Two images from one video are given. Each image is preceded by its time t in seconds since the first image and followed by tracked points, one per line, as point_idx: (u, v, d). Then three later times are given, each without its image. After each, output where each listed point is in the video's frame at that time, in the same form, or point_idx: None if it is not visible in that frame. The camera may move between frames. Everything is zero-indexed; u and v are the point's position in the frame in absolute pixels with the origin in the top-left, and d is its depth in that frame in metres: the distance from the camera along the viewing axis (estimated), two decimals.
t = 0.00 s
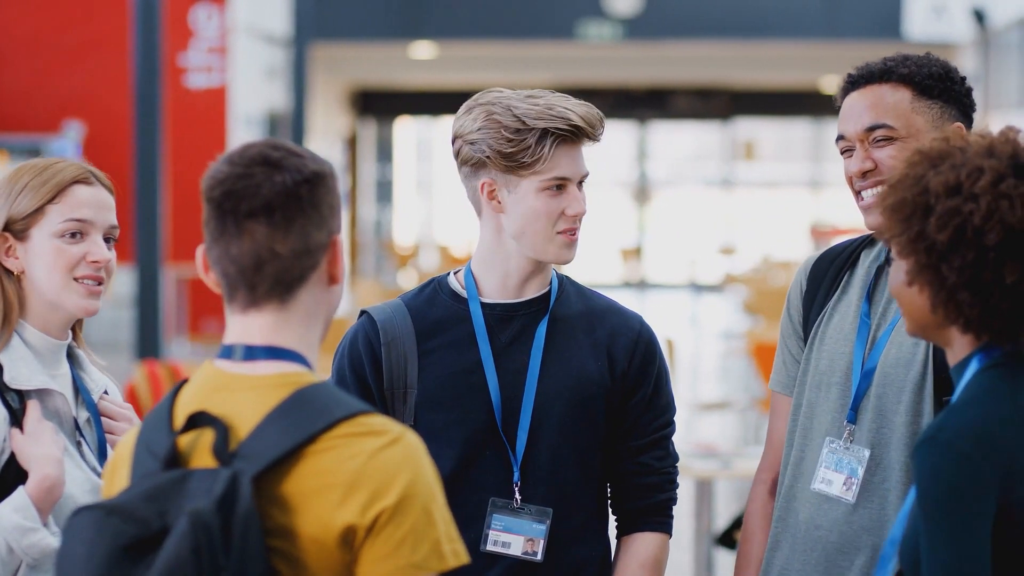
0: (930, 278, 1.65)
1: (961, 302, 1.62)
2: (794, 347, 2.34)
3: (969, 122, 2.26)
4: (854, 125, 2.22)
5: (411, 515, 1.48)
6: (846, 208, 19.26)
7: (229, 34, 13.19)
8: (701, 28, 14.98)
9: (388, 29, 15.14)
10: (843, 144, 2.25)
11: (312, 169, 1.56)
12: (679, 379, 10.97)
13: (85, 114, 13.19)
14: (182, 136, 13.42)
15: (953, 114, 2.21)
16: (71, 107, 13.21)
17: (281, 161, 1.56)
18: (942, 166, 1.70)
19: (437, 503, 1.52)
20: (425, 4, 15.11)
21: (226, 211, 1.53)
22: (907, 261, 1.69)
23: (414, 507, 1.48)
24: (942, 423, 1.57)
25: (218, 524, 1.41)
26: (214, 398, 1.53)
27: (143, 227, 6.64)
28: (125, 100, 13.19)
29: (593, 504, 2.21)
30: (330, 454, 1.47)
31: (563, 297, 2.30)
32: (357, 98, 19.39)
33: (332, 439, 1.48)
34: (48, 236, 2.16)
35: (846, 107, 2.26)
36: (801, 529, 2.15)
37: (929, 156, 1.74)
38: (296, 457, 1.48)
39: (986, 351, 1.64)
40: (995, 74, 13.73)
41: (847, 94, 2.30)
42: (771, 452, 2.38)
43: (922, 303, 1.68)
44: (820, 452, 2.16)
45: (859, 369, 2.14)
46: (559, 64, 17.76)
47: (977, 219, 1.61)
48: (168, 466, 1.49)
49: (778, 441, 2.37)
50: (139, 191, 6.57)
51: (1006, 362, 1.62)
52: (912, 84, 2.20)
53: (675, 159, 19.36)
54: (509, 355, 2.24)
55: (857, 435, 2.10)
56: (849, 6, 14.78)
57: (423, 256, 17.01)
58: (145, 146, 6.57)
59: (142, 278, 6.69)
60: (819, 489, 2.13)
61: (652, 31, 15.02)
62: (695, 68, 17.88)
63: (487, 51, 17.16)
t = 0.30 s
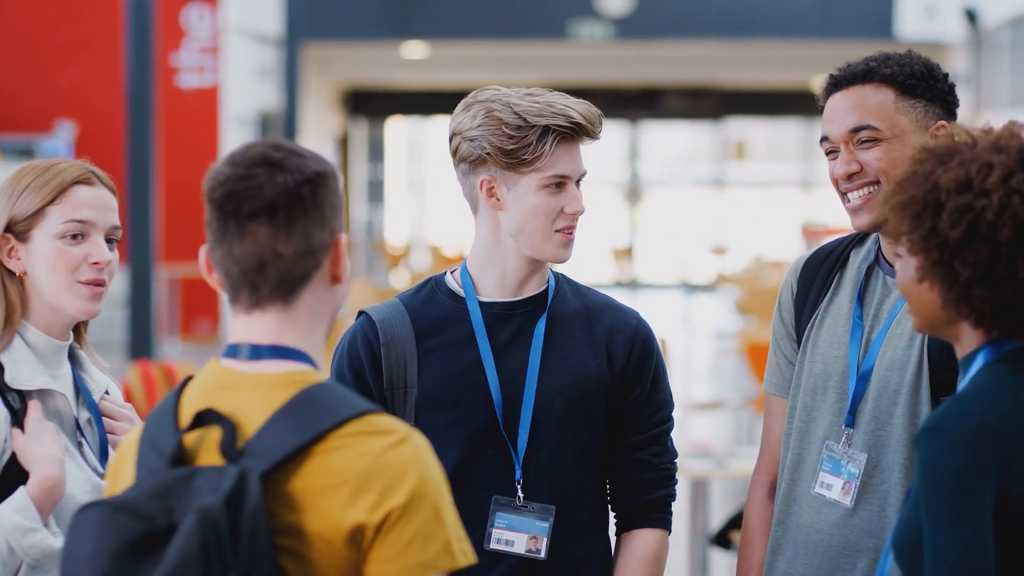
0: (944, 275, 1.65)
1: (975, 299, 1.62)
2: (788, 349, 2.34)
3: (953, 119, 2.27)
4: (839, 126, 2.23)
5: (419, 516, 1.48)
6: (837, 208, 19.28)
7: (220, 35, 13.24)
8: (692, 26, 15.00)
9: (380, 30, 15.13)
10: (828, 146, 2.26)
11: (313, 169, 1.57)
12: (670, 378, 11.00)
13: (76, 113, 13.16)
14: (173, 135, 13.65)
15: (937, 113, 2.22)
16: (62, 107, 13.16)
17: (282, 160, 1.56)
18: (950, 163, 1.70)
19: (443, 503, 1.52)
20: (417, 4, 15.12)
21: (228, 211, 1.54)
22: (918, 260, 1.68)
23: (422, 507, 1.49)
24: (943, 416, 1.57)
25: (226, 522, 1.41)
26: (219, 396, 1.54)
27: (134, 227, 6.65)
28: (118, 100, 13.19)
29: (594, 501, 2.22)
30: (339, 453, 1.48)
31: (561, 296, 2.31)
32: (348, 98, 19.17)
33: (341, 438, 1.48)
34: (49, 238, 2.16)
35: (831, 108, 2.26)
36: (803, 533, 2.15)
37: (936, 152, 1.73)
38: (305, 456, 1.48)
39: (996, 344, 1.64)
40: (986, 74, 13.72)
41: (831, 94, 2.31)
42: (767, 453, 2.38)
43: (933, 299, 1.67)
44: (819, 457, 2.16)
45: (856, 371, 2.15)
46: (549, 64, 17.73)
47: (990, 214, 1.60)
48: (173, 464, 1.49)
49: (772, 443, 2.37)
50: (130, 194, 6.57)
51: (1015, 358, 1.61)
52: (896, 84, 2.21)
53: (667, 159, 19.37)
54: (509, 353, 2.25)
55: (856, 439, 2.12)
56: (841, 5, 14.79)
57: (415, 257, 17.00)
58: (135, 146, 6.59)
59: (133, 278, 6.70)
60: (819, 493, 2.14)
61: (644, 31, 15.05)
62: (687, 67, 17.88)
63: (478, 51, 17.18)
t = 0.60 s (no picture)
0: (955, 275, 1.66)
1: (988, 297, 1.63)
2: (785, 352, 2.36)
3: (946, 117, 2.28)
4: (831, 125, 2.24)
5: (424, 520, 1.50)
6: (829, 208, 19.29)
7: (213, 34, 13.04)
8: (685, 25, 15.04)
9: (373, 31, 15.17)
10: (821, 145, 2.27)
11: (321, 170, 1.59)
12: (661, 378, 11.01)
13: (69, 114, 13.17)
14: (166, 135, 13.67)
15: (931, 111, 2.24)
16: (55, 106, 13.16)
17: (294, 160, 1.58)
18: (957, 164, 1.71)
19: (448, 507, 1.54)
20: (410, 5, 15.15)
21: (239, 212, 1.55)
22: (928, 260, 1.69)
23: (427, 511, 1.50)
24: (954, 408, 1.58)
25: (234, 527, 1.43)
26: (225, 398, 1.55)
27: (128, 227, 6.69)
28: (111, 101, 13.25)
29: (594, 501, 2.23)
30: (347, 457, 1.49)
31: (560, 295, 2.33)
32: (341, 98, 19.39)
33: (347, 442, 1.50)
34: (50, 242, 2.17)
35: (824, 106, 2.27)
36: (808, 535, 2.17)
37: (943, 153, 1.75)
38: (312, 460, 1.49)
39: (1005, 340, 1.64)
40: (978, 74, 13.78)
41: (823, 92, 2.32)
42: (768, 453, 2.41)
43: (942, 300, 1.68)
44: (822, 456, 2.18)
45: (856, 373, 2.16)
46: (542, 63, 17.77)
47: (1001, 212, 1.62)
48: (179, 468, 1.50)
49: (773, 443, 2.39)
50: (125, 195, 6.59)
51: None
52: (889, 83, 2.22)
53: (660, 159, 19.40)
54: (509, 353, 2.27)
55: (858, 438, 2.13)
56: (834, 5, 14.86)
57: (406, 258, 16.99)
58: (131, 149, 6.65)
59: (127, 276, 6.72)
60: (823, 492, 2.15)
61: (637, 31, 15.10)
62: (680, 66, 17.93)
63: (471, 51, 17.22)
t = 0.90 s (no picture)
0: (962, 277, 1.66)
1: (996, 298, 1.63)
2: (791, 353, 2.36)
3: (942, 112, 2.28)
4: (827, 131, 2.25)
5: (433, 522, 1.50)
6: (822, 208, 19.26)
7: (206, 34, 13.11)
8: (676, 26, 15.06)
9: (365, 31, 15.15)
10: (818, 150, 2.27)
11: (331, 171, 1.59)
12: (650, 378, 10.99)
13: (60, 114, 13.17)
14: (159, 135, 13.68)
15: (925, 109, 2.24)
16: (47, 106, 13.16)
17: (304, 162, 1.58)
18: (962, 166, 1.72)
19: (456, 509, 1.54)
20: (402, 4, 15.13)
21: (251, 212, 1.54)
22: (935, 262, 1.69)
23: (436, 514, 1.50)
24: (964, 392, 1.59)
25: (245, 529, 1.43)
26: (230, 399, 1.55)
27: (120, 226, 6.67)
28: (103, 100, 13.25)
29: (596, 501, 2.24)
30: (356, 456, 1.49)
31: (561, 294, 2.33)
32: (333, 98, 19.47)
33: (357, 443, 1.50)
34: (50, 241, 2.17)
35: (818, 111, 2.28)
36: (815, 532, 2.17)
37: (946, 156, 1.75)
38: (321, 461, 1.49)
39: (1012, 338, 1.65)
40: (969, 75, 13.77)
41: (816, 97, 2.32)
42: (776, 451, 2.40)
43: (949, 301, 1.68)
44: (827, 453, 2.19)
45: (861, 368, 2.17)
46: (533, 62, 17.79)
47: (1008, 213, 1.63)
48: (186, 469, 1.50)
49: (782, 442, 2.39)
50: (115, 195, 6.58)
51: None
52: (879, 84, 2.22)
53: (652, 159, 19.37)
54: (509, 353, 2.27)
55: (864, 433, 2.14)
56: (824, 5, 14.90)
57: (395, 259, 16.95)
58: (122, 150, 6.68)
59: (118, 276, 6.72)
60: (827, 489, 2.15)
61: (628, 31, 15.09)
62: (672, 66, 17.94)
63: (463, 51, 17.21)
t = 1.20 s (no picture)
0: (963, 278, 1.67)
1: (997, 299, 1.65)
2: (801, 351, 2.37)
3: (948, 112, 2.29)
4: (839, 150, 2.24)
5: (443, 523, 1.51)
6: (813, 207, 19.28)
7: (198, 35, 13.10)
8: (666, 26, 15.04)
9: (358, 30, 15.11)
10: (831, 167, 2.27)
11: (342, 172, 1.60)
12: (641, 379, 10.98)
13: (53, 114, 13.14)
14: (151, 136, 13.69)
15: (932, 113, 2.25)
16: (40, 107, 13.14)
17: (314, 163, 1.59)
18: (962, 168, 1.72)
19: (466, 508, 1.55)
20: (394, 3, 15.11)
21: (261, 213, 1.55)
22: (935, 265, 1.70)
23: (446, 513, 1.51)
24: (965, 384, 1.60)
25: (254, 529, 1.43)
26: (238, 399, 1.55)
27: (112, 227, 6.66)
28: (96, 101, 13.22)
29: (597, 500, 2.24)
30: (366, 456, 1.49)
31: (560, 294, 2.34)
32: (326, 99, 19.47)
33: (367, 442, 1.50)
34: (50, 239, 2.17)
35: (827, 129, 2.28)
36: (824, 530, 2.18)
37: (946, 157, 1.75)
38: (332, 462, 1.49)
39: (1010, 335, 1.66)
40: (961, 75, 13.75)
41: (822, 115, 2.33)
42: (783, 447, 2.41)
43: (948, 302, 1.70)
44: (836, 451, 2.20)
45: (870, 365, 2.18)
46: (526, 63, 17.79)
47: (1009, 215, 1.63)
48: (195, 469, 1.50)
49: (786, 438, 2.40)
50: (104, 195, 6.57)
51: None
52: (884, 97, 2.23)
53: (645, 159, 19.38)
54: (510, 353, 2.27)
55: (872, 430, 2.15)
56: (815, 6, 14.93)
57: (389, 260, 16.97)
58: (114, 152, 6.70)
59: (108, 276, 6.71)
60: (837, 487, 2.16)
61: (619, 32, 15.07)
62: (663, 66, 17.94)
63: (454, 51, 17.20)
